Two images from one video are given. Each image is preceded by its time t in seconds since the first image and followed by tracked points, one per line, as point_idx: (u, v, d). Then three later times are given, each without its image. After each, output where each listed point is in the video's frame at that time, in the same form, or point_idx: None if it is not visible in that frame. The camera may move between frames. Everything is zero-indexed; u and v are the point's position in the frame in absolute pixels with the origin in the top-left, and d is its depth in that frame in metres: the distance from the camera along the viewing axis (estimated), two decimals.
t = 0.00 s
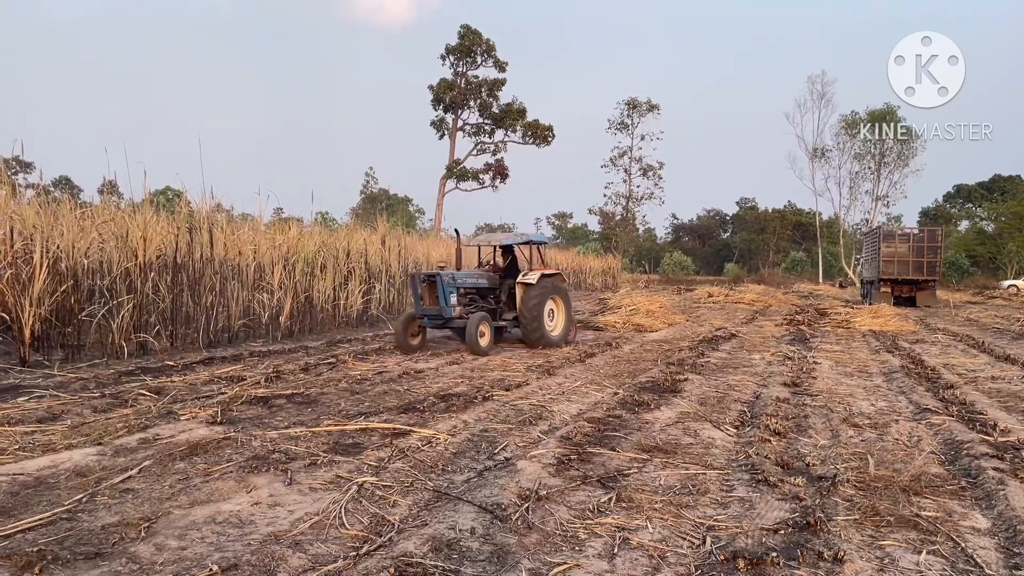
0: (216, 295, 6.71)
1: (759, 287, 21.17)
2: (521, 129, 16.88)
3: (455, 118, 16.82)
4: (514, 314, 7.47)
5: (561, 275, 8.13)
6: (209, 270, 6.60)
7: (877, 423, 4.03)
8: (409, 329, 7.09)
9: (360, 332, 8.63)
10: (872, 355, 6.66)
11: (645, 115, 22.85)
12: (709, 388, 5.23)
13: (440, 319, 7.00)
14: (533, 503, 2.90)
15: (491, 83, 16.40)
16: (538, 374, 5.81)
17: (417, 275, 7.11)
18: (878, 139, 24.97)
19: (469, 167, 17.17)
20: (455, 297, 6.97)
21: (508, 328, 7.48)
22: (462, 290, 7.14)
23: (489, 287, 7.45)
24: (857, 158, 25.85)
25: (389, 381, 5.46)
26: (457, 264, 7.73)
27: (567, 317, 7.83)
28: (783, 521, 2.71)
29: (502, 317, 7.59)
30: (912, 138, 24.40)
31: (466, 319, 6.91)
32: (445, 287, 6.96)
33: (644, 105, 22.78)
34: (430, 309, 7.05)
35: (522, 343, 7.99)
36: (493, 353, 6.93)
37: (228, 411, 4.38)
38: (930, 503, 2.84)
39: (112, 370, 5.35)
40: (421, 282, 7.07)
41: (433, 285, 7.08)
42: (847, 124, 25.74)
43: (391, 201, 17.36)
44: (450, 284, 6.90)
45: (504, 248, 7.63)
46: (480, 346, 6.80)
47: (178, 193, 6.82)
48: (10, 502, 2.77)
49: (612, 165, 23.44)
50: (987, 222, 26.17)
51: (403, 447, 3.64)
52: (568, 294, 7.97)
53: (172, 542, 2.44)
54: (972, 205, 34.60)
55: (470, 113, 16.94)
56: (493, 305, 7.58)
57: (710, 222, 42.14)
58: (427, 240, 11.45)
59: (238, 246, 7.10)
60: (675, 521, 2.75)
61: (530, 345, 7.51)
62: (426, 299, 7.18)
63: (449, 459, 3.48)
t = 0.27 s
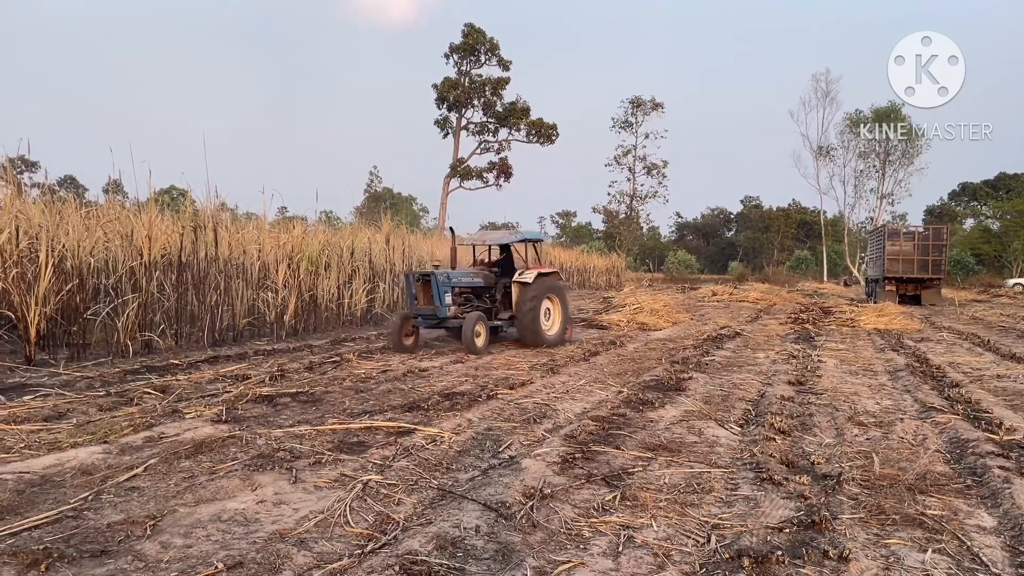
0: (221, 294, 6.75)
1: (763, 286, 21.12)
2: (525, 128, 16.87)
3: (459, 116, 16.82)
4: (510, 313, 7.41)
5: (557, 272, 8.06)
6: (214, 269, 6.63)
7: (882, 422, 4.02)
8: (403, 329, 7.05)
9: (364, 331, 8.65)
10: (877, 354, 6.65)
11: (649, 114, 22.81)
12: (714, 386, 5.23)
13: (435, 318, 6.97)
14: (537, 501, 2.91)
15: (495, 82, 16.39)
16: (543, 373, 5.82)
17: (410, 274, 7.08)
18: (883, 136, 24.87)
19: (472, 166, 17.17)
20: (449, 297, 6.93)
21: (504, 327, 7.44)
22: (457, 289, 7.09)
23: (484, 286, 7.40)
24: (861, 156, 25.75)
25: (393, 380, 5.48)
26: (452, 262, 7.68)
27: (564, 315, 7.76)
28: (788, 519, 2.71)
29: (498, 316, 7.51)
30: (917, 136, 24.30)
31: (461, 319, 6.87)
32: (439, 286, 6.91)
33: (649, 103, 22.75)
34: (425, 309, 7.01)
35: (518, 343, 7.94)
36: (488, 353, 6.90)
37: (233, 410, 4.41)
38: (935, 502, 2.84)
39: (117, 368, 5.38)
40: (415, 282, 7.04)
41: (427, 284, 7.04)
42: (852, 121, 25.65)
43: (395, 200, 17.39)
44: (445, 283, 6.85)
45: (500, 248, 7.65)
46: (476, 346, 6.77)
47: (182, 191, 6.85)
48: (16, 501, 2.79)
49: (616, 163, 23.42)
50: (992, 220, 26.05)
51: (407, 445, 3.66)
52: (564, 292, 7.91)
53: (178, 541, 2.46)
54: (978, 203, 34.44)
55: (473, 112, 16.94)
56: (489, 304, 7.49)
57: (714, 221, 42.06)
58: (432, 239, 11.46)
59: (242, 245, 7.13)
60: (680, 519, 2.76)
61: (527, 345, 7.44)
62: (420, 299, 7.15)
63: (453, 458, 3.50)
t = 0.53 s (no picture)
0: (227, 293, 6.79)
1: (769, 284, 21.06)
2: (530, 126, 16.86)
3: (464, 115, 16.82)
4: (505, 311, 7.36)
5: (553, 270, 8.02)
6: (219, 268, 6.68)
7: (888, 420, 4.01)
8: (398, 326, 7.02)
9: (370, 329, 8.69)
10: (883, 352, 6.62)
11: (654, 112, 22.76)
12: (719, 385, 5.23)
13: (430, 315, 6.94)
14: (542, 500, 2.92)
15: (500, 80, 16.38)
16: (548, 371, 5.83)
17: (405, 271, 7.04)
18: (890, 134, 24.73)
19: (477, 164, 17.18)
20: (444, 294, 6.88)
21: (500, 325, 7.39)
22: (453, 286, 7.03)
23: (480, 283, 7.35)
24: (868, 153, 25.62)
25: (398, 378, 5.50)
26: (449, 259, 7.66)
27: (560, 313, 7.70)
28: (793, 518, 2.72)
29: (494, 314, 7.50)
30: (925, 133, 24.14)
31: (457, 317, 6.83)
32: (434, 283, 6.86)
33: (654, 101, 22.70)
34: (420, 306, 6.96)
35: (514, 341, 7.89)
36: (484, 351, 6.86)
37: (238, 408, 4.44)
38: (941, 500, 2.83)
39: (123, 367, 5.42)
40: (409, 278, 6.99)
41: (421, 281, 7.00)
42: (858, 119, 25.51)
43: (400, 199, 17.42)
44: (440, 280, 6.80)
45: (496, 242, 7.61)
46: (473, 345, 6.75)
47: (188, 190, 6.89)
48: (23, 498, 2.82)
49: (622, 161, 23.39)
50: (999, 218, 25.89)
51: (412, 444, 3.68)
52: (560, 290, 7.85)
53: (184, 538, 2.49)
54: (985, 201, 34.21)
55: (478, 110, 16.94)
56: (484, 302, 7.49)
57: (720, 219, 41.94)
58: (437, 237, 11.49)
59: (247, 243, 7.17)
60: (685, 517, 2.77)
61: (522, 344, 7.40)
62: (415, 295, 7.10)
63: (458, 456, 3.52)
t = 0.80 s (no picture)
0: (233, 291, 6.83)
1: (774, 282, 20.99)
2: (535, 124, 16.86)
3: (469, 113, 16.83)
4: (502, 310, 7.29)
5: (550, 268, 7.98)
6: (226, 266, 6.72)
7: (894, 419, 4.01)
8: (393, 325, 6.91)
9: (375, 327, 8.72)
10: (889, 351, 6.61)
11: (660, 110, 22.72)
12: (725, 383, 5.23)
13: (427, 314, 6.85)
14: (548, 498, 2.93)
15: (505, 79, 16.39)
16: (553, 369, 5.84)
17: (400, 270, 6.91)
18: (896, 131, 24.59)
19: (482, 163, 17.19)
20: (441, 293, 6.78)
21: (497, 324, 7.32)
22: (450, 285, 6.93)
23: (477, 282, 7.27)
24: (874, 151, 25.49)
25: (404, 377, 5.53)
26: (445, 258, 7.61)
27: (557, 312, 7.64)
28: (799, 516, 2.72)
29: (491, 313, 7.43)
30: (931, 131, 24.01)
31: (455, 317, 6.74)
32: (431, 281, 6.76)
33: (659, 99, 22.66)
34: (416, 305, 6.86)
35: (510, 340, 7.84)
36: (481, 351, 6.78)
37: (244, 406, 4.47)
38: (947, 499, 2.83)
39: (130, 365, 5.47)
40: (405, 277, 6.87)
41: (418, 280, 6.89)
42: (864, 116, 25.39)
43: (405, 197, 17.46)
44: (437, 279, 6.70)
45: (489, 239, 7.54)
46: (474, 344, 6.69)
47: (194, 189, 6.93)
48: (31, 495, 2.86)
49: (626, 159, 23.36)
50: (1006, 216, 25.73)
51: (418, 442, 3.69)
52: (557, 288, 7.80)
53: (191, 536, 2.51)
54: (991, 199, 34.00)
55: (484, 109, 16.95)
56: (481, 301, 7.40)
57: (725, 217, 41.82)
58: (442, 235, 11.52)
59: (253, 242, 7.21)
60: (690, 516, 2.77)
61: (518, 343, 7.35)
62: (410, 294, 6.99)
63: (464, 454, 3.53)
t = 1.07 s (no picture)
0: (239, 290, 6.87)
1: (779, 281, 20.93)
2: (540, 123, 16.84)
3: (474, 112, 16.83)
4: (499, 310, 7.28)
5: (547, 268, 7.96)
6: (231, 265, 6.76)
7: (900, 418, 4.00)
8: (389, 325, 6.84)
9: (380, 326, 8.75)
10: (895, 349, 6.58)
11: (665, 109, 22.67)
12: (730, 382, 5.22)
13: (423, 313, 6.81)
14: (553, 497, 2.95)
15: (510, 77, 16.38)
16: (558, 368, 5.85)
17: (395, 268, 6.81)
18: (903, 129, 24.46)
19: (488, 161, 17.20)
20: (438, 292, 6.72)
21: (493, 324, 7.31)
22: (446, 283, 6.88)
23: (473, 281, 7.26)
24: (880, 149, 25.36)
25: (409, 375, 5.55)
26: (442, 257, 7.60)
27: (553, 311, 7.63)
28: (804, 516, 2.72)
29: (487, 312, 7.41)
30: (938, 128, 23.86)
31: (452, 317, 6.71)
32: (427, 280, 6.69)
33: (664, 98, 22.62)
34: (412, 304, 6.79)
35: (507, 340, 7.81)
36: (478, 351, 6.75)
37: (250, 404, 4.50)
38: (953, 499, 2.82)
39: (136, 363, 5.51)
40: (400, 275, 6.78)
41: (413, 278, 6.81)
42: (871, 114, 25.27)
43: (411, 196, 17.49)
44: (434, 277, 6.64)
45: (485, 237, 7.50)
46: (469, 345, 6.63)
47: (200, 188, 6.96)
48: (38, 493, 2.89)
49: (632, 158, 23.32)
50: (1013, 214, 25.57)
51: (423, 440, 3.71)
52: (553, 288, 7.80)
53: (197, 534, 2.54)
54: (999, 197, 33.79)
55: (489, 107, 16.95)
56: (477, 301, 7.39)
57: (730, 216, 41.69)
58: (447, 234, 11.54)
59: (259, 241, 7.24)
60: (695, 515, 2.78)
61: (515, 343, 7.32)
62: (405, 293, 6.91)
63: (469, 453, 3.55)
